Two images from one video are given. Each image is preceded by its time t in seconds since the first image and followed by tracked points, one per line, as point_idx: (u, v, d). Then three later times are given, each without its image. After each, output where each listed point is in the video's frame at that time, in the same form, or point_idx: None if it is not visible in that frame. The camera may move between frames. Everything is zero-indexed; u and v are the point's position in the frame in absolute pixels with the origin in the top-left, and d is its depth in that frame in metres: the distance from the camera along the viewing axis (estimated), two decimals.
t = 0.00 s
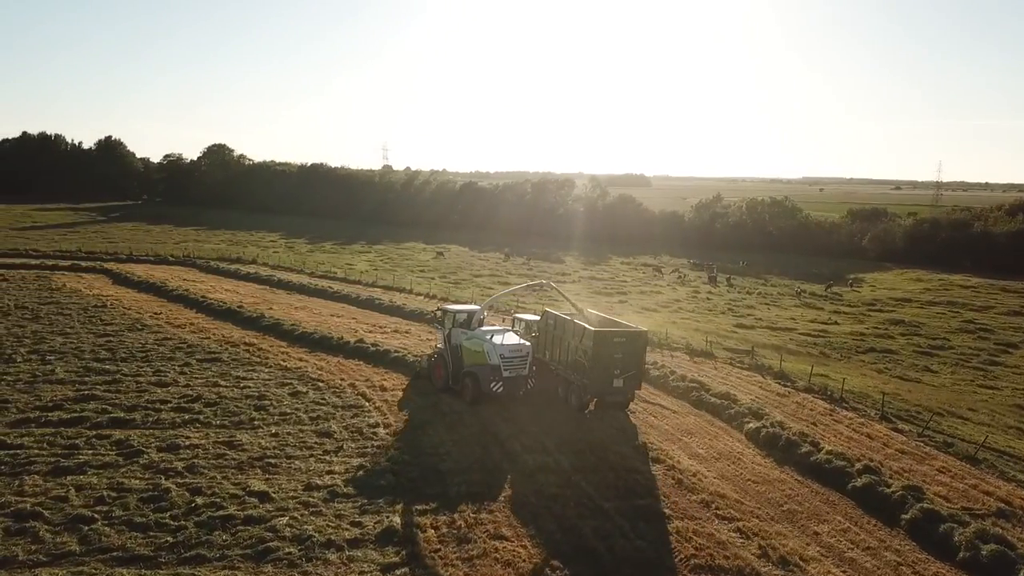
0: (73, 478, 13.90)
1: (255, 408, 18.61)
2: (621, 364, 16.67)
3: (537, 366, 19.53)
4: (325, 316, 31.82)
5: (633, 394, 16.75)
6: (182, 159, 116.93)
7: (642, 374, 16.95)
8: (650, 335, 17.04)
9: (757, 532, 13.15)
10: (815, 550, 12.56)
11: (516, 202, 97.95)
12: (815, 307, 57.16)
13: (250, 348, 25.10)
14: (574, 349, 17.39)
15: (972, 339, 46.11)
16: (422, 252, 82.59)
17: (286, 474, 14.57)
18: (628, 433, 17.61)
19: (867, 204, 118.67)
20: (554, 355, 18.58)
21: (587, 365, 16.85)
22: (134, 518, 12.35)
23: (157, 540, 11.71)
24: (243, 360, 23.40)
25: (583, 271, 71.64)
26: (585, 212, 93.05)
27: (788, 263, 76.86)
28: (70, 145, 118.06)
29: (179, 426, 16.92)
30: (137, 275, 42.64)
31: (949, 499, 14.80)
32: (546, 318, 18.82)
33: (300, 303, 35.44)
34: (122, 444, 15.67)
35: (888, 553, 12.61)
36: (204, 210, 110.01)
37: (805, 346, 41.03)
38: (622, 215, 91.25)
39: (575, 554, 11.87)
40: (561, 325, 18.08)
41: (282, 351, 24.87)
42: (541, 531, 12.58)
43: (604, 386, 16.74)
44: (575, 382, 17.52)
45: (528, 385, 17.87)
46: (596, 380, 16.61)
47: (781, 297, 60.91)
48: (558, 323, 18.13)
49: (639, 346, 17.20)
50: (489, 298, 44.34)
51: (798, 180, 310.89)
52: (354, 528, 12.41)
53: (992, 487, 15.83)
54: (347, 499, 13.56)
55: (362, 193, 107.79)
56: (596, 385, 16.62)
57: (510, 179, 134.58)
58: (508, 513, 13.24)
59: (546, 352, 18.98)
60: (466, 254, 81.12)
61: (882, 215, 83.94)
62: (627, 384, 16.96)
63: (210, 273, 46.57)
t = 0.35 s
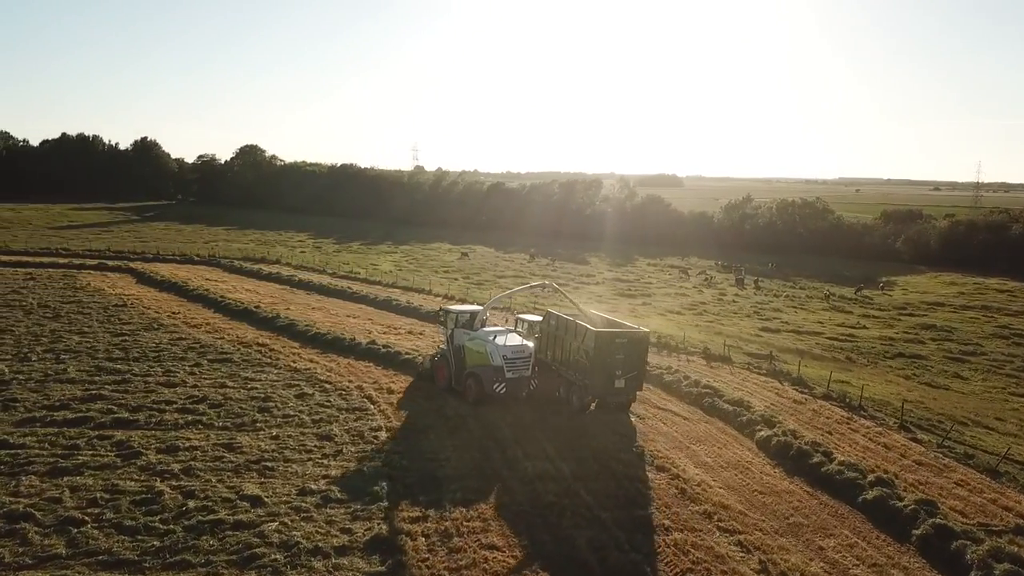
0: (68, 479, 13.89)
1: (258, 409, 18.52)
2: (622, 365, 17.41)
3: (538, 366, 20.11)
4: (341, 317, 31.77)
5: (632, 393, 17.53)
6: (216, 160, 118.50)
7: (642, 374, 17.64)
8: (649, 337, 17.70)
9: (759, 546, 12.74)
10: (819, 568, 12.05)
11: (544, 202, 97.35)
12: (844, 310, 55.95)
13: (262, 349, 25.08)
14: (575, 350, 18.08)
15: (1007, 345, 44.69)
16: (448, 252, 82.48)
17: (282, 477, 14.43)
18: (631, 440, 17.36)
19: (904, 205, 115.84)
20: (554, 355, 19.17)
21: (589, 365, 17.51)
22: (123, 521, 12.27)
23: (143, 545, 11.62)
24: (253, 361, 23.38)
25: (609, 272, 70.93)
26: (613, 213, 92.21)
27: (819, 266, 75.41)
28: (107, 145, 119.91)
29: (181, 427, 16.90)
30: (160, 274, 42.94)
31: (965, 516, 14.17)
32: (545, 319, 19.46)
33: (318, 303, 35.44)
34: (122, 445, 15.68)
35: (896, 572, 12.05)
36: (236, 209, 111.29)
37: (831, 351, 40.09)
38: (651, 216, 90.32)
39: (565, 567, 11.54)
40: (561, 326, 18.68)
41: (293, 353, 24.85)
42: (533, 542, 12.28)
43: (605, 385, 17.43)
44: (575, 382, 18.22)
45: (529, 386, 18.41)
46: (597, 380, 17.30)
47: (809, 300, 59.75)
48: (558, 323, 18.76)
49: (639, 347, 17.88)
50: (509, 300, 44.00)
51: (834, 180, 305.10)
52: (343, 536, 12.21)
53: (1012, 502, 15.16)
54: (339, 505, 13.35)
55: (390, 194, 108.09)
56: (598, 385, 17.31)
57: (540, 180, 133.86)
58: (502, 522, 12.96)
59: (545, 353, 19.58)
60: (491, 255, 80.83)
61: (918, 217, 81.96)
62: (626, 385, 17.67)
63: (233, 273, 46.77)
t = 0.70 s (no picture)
0: (66, 480, 13.89)
1: (264, 411, 18.48)
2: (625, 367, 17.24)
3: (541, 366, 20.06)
4: (359, 318, 31.74)
5: (635, 395, 17.43)
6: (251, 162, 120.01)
7: (645, 375, 17.51)
8: (653, 338, 17.51)
9: (761, 562, 12.27)
10: None
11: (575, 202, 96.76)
12: (877, 314, 54.66)
13: (276, 350, 25.08)
14: (578, 351, 17.97)
15: None
16: (475, 253, 82.39)
17: (278, 482, 14.29)
18: (637, 447, 17.04)
19: (944, 206, 112.90)
20: (556, 355, 19.07)
21: (591, 367, 17.36)
22: (114, 525, 12.21)
23: (132, 549, 11.52)
24: (265, 362, 23.38)
25: (637, 274, 70.23)
26: (644, 213, 91.43)
27: (853, 269, 73.83)
28: (146, 146, 121.93)
29: (185, 428, 16.89)
30: (185, 274, 43.37)
31: (985, 535, 13.53)
32: (547, 318, 19.43)
33: (338, 304, 35.48)
34: (124, 446, 15.69)
35: None
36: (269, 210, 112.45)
37: (861, 356, 39.12)
38: (682, 217, 89.28)
39: None
40: (564, 326, 18.58)
41: (307, 354, 24.82)
42: (526, 554, 11.96)
43: (607, 387, 17.25)
44: (579, 384, 18.11)
45: (533, 387, 18.54)
46: (600, 382, 17.13)
47: (841, 304, 58.47)
48: (560, 323, 18.72)
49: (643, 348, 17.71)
50: (531, 302, 43.70)
51: (875, 181, 299.84)
52: (333, 543, 12.01)
53: None
54: (333, 512, 13.16)
55: (421, 194, 108.39)
56: (600, 387, 17.15)
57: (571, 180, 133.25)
58: (497, 532, 12.65)
59: (548, 354, 19.45)
60: (519, 256, 80.53)
61: (957, 219, 79.80)
62: (630, 387, 17.47)
63: (259, 273, 47.08)
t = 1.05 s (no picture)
0: (65, 481, 13.89)
1: (271, 413, 18.43)
2: (630, 369, 17.03)
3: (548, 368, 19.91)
4: (378, 319, 31.68)
5: (640, 397, 17.25)
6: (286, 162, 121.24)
7: (651, 377, 17.30)
8: (660, 339, 17.29)
9: None
10: None
11: (605, 202, 96.06)
12: (910, 319, 53.33)
13: (292, 351, 25.07)
14: (583, 353, 17.81)
15: None
16: (503, 254, 82.18)
17: (277, 486, 14.16)
18: (642, 452, 16.79)
19: (987, 208, 109.93)
20: (562, 356, 18.92)
21: (596, 368, 17.19)
22: (108, 528, 12.15)
23: (122, 553, 11.44)
24: (279, 363, 23.39)
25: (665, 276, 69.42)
26: (674, 214, 90.42)
27: (888, 271, 72.17)
28: (183, 147, 123.78)
29: (190, 430, 16.87)
30: (211, 273, 43.73)
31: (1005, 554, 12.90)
32: (554, 319, 19.29)
33: (359, 305, 35.50)
34: (127, 447, 15.70)
35: None
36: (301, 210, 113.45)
37: (891, 362, 38.11)
38: (714, 218, 88.14)
39: None
40: (570, 327, 18.43)
41: (322, 355, 24.76)
42: (521, 566, 11.66)
43: (612, 388, 17.05)
44: (584, 386, 17.93)
45: (539, 388, 18.39)
46: (605, 384, 16.95)
47: (873, 308, 57.17)
48: (566, 324, 18.58)
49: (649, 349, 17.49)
50: (554, 305, 43.34)
51: (914, 181, 293.64)
52: (325, 550, 11.83)
53: None
54: (328, 517, 12.97)
55: (452, 194, 108.48)
56: (605, 389, 16.97)
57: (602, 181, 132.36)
58: (492, 542, 12.37)
59: (554, 355, 19.32)
60: (546, 257, 80.18)
61: (998, 221, 77.62)
62: (636, 389, 17.26)
63: (284, 273, 47.35)
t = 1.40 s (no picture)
0: (66, 482, 13.90)
1: (278, 415, 18.33)
2: (637, 370, 16.96)
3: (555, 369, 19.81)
4: (396, 320, 31.60)
5: (647, 398, 17.20)
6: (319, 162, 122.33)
7: (658, 379, 17.20)
8: (667, 342, 17.19)
9: None
10: None
11: (636, 203, 95.16)
12: (945, 324, 51.92)
13: (307, 352, 25.04)
14: (590, 354, 17.71)
15: None
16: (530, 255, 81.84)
17: (275, 490, 14.02)
18: (649, 456, 16.60)
19: None
20: (570, 357, 18.83)
21: (603, 370, 17.10)
22: (101, 530, 12.10)
23: (113, 557, 11.37)
24: (292, 364, 23.36)
25: (693, 278, 68.53)
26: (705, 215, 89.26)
27: (924, 275, 70.42)
28: (219, 149, 125.57)
29: (194, 432, 16.85)
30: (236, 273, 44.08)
31: None
32: (561, 320, 19.19)
33: (379, 306, 35.45)
34: (130, 448, 15.70)
35: None
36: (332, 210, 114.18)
37: (923, 368, 37.02)
38: (745, 220, 86.83)
39: None
40: (577, 329, 18.33)
41: (337, 357, 24.71)
42: None
43: (618, 390, 16.98)
44: (591, 388, 17.85)
45: (545, 389, 18.28)
46: (611, 385, 16.89)
47: (907, 312, 55.77)
48: (573, 326, 18.50)
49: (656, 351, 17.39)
50: (576, 307, 42.90)
51: (956, 183, 287.14)
52: (315, 557, 11.64)
53: None
54: (323, 523, 12.77)
55: (483, 196, 108.32)
56: (611, 391, 16.92)
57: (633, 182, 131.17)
58: (488, 552, 12.09)
59: (562, 356, 19.24)
60: (574, 258, 79.69)
61: None
62: (642, 390, 17.16)
63: (308, 273, 47.55)
